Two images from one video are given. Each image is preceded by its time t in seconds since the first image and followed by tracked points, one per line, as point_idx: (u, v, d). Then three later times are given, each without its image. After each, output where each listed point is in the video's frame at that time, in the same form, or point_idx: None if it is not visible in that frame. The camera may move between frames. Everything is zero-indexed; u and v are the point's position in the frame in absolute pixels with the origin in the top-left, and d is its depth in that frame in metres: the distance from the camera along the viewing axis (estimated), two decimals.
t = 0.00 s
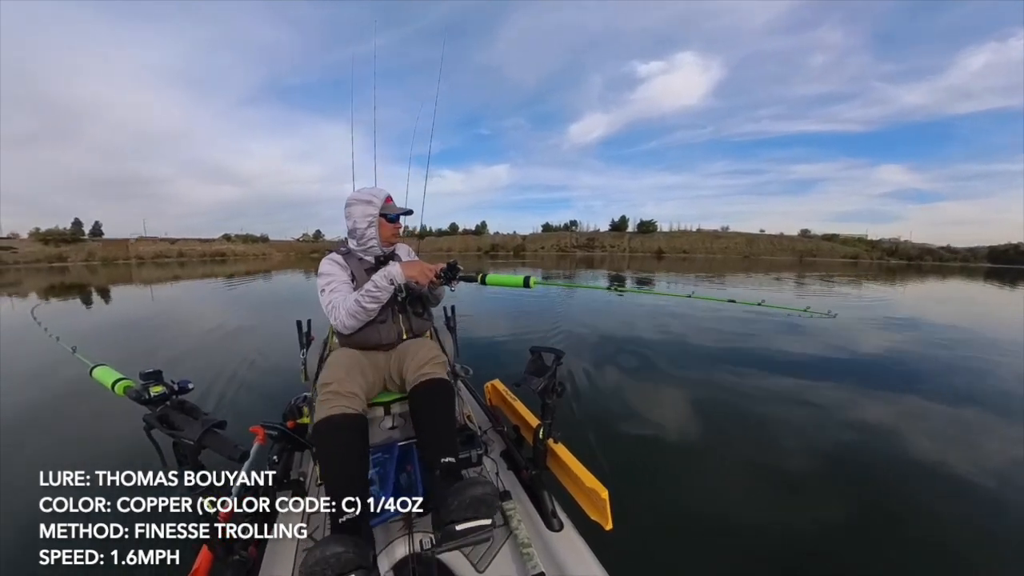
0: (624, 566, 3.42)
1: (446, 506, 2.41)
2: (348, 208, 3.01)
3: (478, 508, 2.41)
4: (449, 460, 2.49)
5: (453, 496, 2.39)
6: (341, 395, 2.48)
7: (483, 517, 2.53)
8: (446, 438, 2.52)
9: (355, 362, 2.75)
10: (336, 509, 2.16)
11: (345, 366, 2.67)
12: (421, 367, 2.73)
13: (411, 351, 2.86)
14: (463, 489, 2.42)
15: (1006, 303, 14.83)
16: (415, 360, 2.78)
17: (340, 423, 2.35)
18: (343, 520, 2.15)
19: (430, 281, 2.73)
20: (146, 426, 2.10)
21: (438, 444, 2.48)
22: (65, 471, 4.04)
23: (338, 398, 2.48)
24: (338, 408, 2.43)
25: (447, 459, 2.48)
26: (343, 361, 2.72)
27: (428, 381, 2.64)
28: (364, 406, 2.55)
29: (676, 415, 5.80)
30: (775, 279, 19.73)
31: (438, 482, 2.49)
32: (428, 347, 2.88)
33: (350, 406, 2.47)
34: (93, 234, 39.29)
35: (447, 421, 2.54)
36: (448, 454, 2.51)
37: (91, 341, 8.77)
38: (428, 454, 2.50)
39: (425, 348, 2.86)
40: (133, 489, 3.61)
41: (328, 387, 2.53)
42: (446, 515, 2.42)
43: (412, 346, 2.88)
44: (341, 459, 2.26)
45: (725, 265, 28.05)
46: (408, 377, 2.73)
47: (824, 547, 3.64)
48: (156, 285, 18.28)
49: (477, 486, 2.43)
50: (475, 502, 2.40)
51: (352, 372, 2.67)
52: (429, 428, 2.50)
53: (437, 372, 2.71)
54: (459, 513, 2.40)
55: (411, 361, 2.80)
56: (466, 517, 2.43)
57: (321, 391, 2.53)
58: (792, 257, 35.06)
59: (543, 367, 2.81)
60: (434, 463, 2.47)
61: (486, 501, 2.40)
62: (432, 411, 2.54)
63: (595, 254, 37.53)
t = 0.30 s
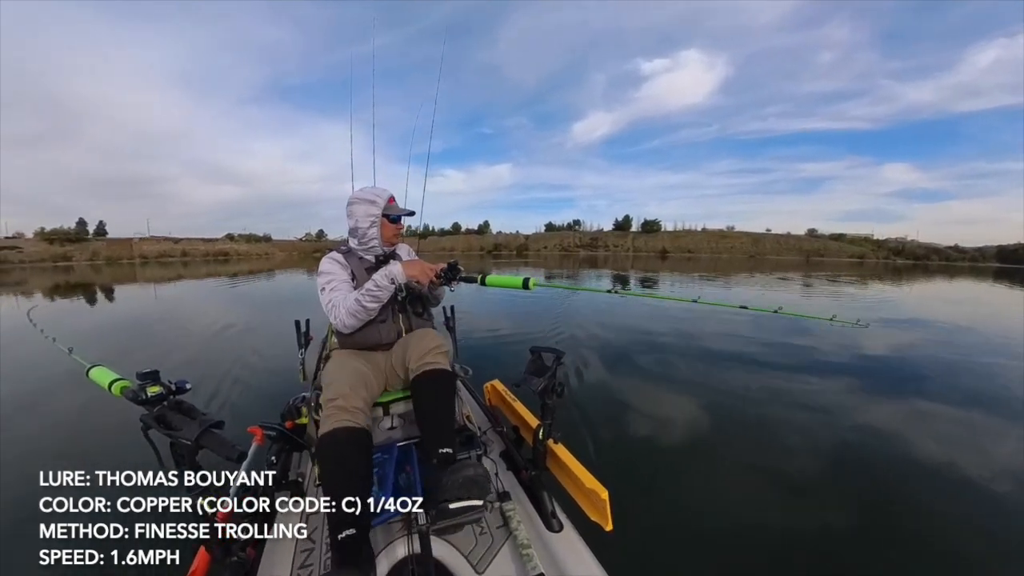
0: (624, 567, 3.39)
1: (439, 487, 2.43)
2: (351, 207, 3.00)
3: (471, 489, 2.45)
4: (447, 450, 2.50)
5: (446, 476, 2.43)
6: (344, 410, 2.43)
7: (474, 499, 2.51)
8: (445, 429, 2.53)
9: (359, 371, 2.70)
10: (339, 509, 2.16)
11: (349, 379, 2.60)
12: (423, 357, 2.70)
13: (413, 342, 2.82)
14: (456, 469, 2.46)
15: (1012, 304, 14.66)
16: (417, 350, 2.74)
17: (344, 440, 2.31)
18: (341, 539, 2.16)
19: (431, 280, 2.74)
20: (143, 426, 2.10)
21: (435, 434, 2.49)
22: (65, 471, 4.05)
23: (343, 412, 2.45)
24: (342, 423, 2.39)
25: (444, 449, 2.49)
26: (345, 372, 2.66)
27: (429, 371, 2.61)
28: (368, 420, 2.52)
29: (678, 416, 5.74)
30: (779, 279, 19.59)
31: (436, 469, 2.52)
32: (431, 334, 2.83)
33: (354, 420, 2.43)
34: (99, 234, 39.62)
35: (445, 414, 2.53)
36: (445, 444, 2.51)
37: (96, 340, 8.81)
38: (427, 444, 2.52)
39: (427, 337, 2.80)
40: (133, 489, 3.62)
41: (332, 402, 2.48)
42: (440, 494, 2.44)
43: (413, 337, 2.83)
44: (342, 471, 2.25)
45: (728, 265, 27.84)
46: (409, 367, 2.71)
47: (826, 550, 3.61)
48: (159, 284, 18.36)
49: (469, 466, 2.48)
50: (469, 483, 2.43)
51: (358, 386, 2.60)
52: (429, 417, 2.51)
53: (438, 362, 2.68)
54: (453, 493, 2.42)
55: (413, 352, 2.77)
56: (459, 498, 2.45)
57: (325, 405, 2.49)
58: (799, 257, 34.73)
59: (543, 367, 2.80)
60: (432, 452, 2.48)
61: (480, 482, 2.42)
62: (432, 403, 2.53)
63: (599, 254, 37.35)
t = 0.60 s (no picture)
0: (623, 569, 3.36)
1: (448, 534, 2.18)
2: (350, 207, 2.97)
3: (483, 532, 2.20)
4: (449, 486, 2.41)
5: (454, 518, 2.18)
6: (332, 379, 2.46)
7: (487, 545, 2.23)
8: (446, 464, 2.46)
9: (348, 351, 2.72)
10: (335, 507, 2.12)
11: (339, 353, 2.66)
12: (414, 389, 2.65)
13: (406, 370, 2.79)
14: (464, 511, 2.20)
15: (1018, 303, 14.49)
16: (408, 383, 2.70)
17: (331, 409, 2.30)
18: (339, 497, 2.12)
19: (429, 281, 2.72)
20: (136, 429, 2.11)
21: (435, 469, 2.42)
22: (65, 471, 4.07)
23: (330, 381, 2.47)
24: (331, 392, 2.41)
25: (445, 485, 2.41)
26: (335, 347, 2.72)
27: (420, 405, 2.56)
28: (356, 391, 2.53)
29: (678, 417, 5.69)
30: (782, 279, 19.43)
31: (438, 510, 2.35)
32: (424, 368, 2.79)
33: (342, 389, 2.45)
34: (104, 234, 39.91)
35: (444, 448, 2.48)
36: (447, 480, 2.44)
37: (100, 339, 8.88)
38: (428, 480, 2.44)
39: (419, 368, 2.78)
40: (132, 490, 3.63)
41: (320, 370, 2.52)
42: (447, 543, 2.18)
43: (406, 365, 2.80)
44: (330, 448, 2.23)
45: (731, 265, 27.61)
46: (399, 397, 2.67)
47: (828, 551, 3.55)
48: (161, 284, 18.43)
49: (479, 507, 2.21)
50: (479, 525, 2.17)
51: (346, 358, 2.67)
52: (430, 454, 2.44)
53: (429, 394, 2.63)
54: (463, 539, 2.18)
55: (405, 380, 2.74)
56: (471, 544, 2.21)
57: (313, 373, 2.53)
58: (804, 257, 34.30)
59: (540, 369, 2.79)
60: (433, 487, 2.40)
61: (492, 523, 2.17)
62: (429, 435, 2.48)
63: (602, 253, 37.15)
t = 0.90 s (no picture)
0: (623, 569, 3.33)
1: (439, 496, 2.53)
2: (355, 208, 2.93)
3: (468, 497, 2.57)
4: (444, 453, 2.54)
5: (445, 482, 2.55)
6: (340, 409, 2.40)
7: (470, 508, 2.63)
8: (442, 433, 2.53)
9: (350, 368, 2.67)
10: (334, 509, 2.13)
11: (343, 376, 2.58)
12: (420, 358, 2.69)
13: (410, 343, 2.80)
14: (455, 477, 2.59)
15: None
16: (412, 353, 2.72)
17: (338, 440, 2.26)
18: (337, 540, 2.12)
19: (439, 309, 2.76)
20: (135, 428, 2.10)
21: (433, 438, 2.48)
22: (65, 471, 4.07)
23: (337, 411, 2.41)
24: (337, 422, 2.35)
25: (441, 452, 2.52)
26: (342, 369, 2.64)
27: (424, 372, 2.59)
28: (363, 420, 2.47)
29: (680, 417, 5.65)
30: (787, 279, 19.26)
31: (429, 474, 2.52)
32: (427, 336, 2.82)
33: (348, 420, 2.39)
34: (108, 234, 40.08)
35: (443, 418, 2.53)
36: (442, 447, 2.53)
37: (102, 339, 8.91)
38: (423, 447, 2.51)
39: (422, 339, 2.80)
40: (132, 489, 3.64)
41: (326, 400, 2.45)
42: (437, 504, 2.53)
43: (409, 340, 2.82)
44: (332, 464, 2.22)
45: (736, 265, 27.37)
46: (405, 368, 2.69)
47: (829, 552, 3.51)
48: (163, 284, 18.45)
49: (469, 475, 2.61)
50: (468, 489, 2.57)
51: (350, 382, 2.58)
52: (427, 423, 2.49)
53: (434, 364, 2.67)
54: (451, 501, 2.54)
55: (409, 353, 2.75)
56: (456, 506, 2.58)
57: (319, 403, 2.46)
58: (810, 257, 33.98)
59: (541, 369, 2.79)
60: (429, 455, 2.50)
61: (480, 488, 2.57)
62: (428, 409, 2.50)
63: (605, 253, 36.94)
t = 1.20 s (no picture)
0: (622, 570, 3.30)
1: (436, 500, 2.27)
2: (354, 206, 2.91)
3: (468, 502, 2.28)
4: (443, 461, 2.46)
5: (441, 488, 2.27)
6: (336, 402, 2.39)
7: (474, 513, 2.30)
8: (439, 439, 2.49)
9: (348, 364, 2.65)
10: (334, 510, 2.12)
11: (339, 371, 2.57)
12: (416, 365, 2.67)
13: (407, 349, 2.81)
14: (452, 481, 2.29)
15: None
16: (409, 360, 2.72)
17: (334, 432, 2.25)
18: (333, 532, 2.09)
19: (437, 285, 2.76)
20: (130, 428, 2.10)
21: (429, 444, 2.44)
22: (65, 471, 4.08)
23: (334, 404, 2.39)
24: (334, 414, 2.34)
25: (439, 460, 2.44)
26: (337, 364, 2.63)
27: (421, 379, 2.58)
28: (360, 413, 2.46)
29: (681, 418, 5.59)
30: (790, 279, 19.10)
31: (430, 483, 2.42)
32: (424, 343, 2.83)
33: (345, 413, 2.37)
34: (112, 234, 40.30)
35: (439, 424, 2.49)
36: (440, 455, 2.47)
37: (103, 338, 8.94)
38: (421, 456, 2.46)
39: (419, 346, 2.80)
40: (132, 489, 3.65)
41: (322, 393, 2.43)
42: (435, 509, 2.27)
43: (406, 346, 2.82)
44: (329, 460, 2.20)
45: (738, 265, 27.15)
46: (402, 376, 2.68)
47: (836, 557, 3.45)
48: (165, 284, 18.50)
49: (468, 477, 2.30)
50: (467, 494, 2.26)
51: (346, 376, 2.57)
52: (425, 430, 2.45)
53: (431, 371, 2.66)
54: (450, 507, 2.25)
55: (406, 359, 2.75)
56: (457, 511, 2.27)
57: (315, 396, 2.44)
58: (815, 257, 33.68)
59: (539, 369, 2.76)
60: (428, 462, 2.43)
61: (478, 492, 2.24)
62: (423, 414, 2.48)
63: (607, 253, 36.74)
